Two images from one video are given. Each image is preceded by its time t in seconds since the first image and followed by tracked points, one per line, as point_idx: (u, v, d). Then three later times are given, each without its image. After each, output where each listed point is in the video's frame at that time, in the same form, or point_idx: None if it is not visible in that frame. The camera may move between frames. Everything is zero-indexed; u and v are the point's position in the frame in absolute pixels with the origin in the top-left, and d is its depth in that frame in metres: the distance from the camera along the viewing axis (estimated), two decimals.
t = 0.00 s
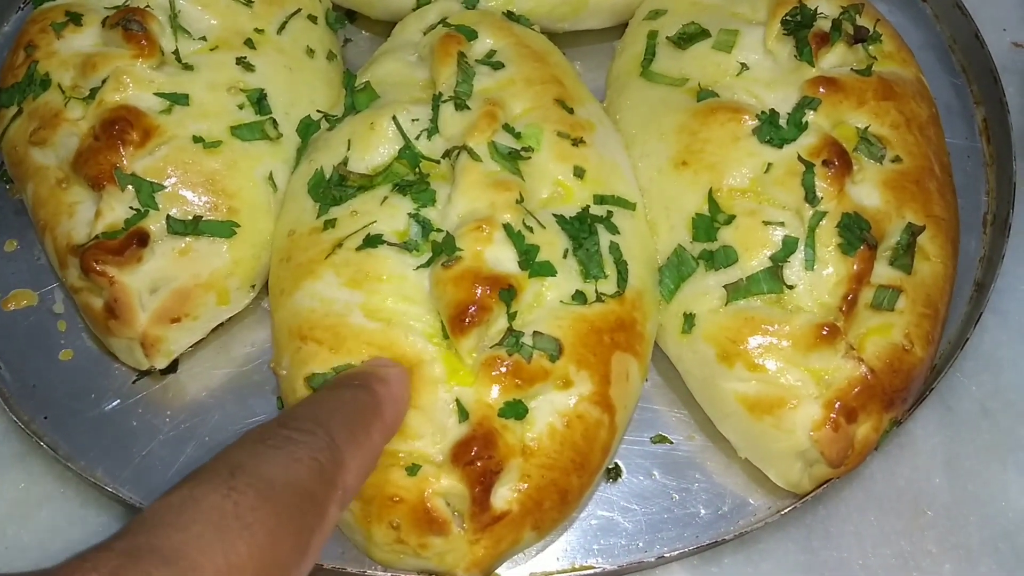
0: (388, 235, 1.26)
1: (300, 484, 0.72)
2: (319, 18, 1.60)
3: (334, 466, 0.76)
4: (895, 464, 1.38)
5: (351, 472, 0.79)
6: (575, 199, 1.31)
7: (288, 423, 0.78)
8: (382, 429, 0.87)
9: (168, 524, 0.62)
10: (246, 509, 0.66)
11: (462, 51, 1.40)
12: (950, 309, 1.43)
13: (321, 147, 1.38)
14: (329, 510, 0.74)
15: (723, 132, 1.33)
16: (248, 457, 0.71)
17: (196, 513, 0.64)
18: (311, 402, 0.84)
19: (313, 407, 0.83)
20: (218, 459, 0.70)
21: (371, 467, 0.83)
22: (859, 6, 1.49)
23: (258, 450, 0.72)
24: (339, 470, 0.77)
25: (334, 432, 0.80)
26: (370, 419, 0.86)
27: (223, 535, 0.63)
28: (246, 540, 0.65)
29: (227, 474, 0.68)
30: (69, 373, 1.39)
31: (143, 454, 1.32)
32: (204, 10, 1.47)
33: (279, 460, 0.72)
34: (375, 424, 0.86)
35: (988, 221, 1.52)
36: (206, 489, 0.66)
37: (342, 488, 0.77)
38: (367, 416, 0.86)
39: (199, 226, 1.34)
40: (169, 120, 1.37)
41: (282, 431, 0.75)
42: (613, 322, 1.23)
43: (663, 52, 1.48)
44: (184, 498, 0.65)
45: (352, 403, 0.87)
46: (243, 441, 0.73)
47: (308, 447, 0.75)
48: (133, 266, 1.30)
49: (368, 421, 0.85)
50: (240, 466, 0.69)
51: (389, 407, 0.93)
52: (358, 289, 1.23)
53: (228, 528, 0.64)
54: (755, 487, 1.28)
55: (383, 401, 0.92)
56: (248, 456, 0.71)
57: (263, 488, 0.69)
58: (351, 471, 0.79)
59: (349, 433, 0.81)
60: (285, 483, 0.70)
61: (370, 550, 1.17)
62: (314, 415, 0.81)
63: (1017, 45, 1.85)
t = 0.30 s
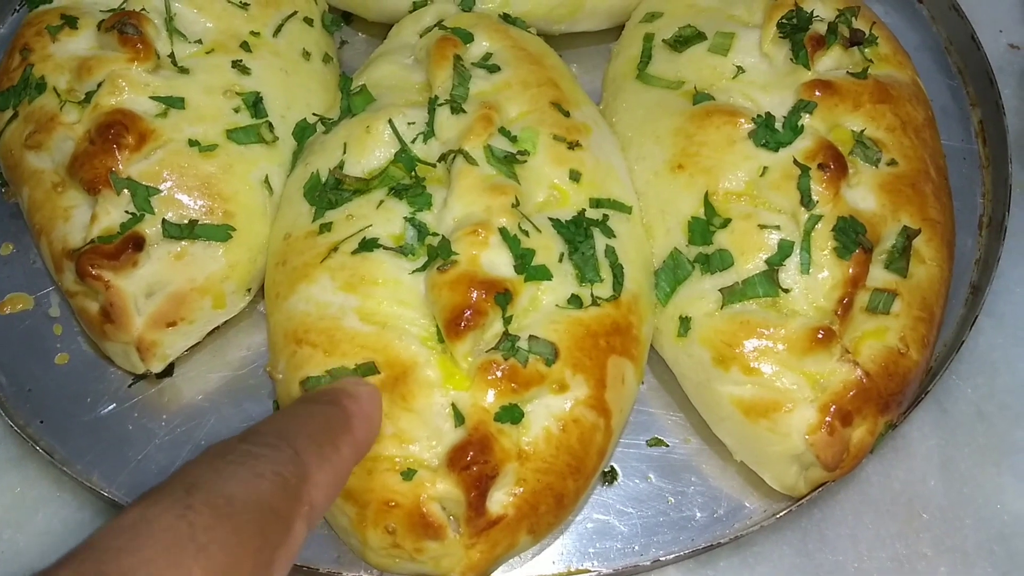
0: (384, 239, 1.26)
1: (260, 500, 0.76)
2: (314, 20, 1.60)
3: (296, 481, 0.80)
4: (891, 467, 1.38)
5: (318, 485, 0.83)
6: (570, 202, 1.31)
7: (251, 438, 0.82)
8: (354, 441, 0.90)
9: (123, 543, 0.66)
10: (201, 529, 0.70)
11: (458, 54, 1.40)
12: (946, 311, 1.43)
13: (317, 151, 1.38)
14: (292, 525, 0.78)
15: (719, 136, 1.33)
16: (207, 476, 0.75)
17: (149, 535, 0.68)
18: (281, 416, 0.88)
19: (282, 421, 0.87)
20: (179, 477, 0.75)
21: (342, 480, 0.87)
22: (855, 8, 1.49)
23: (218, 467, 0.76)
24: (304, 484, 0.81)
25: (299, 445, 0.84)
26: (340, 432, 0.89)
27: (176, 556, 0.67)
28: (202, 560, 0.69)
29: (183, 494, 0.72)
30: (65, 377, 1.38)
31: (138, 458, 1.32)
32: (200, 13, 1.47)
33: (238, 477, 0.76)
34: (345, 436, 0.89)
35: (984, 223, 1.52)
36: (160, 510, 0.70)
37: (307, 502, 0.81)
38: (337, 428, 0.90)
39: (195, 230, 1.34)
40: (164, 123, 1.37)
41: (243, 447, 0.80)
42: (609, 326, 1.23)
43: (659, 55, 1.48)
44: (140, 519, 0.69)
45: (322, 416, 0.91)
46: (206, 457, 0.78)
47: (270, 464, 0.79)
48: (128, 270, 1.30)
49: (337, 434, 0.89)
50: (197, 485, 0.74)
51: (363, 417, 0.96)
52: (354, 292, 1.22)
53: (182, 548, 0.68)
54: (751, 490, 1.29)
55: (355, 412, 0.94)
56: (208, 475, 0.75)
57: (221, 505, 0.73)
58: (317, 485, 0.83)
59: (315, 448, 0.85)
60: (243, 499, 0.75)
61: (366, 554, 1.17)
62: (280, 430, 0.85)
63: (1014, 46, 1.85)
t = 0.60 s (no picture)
0: (381, 239, 1.25)
1: None
2: (311, 20, 1.59)
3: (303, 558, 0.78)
4: (889, 468, 1.38)
5: (322, 563, 0.81)
6: (567, 203, 1.31)
7: (255, 513, 0.80)
8: (355, 516, 0.90)
9: None
10: None
11: (455, 54, 1.40)
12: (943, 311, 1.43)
13: (313, 151, 1.37)
14: None
15: (717, 135, 1.33)
16: (213, 552, 0.72)
17: None
18: (285, 488, 0.87)
19: (286, 495, 0.85)
20: (182, 552, 0.71)
21: (343, 558, 0.85)
22: (852, 8, 1.49)
23: (224, 543, 0.73)
24: (310, 562, 0.79)
25: (305, 522, 0.82)
26: (343, 506, 0.89)
27: None
28: None
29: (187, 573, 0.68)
30: (60, 378, 1.38)
31: (135, 460, 1.32)
32: (196, 13, 1.46)
33: (244, 554, 0.73)
34: (348, 511, 0.89)
35: (981, 223, 1.52)
36: None
37: None
38: (340, 503, 0.89)
39: (191, 230, 1.34)
40: (160, 123, 1.36)
41: (249, 522, 0.78)
42: (607, 326, 1.23)
43: (656, 55, 1.48)
44: None
45: (325, 488, 0.90)
46: (209, 534, 0.75)
47: (276, 541, 0.77)
48: (124, 271, 1.29)
49: (341, 509, 0.88)
50: (200, 563, 0.70)
51: (365, 492, 0.96)
52: (351, 293, 1.22)
53: None
54: (749, 490, 1.29)
55: (358, 485, 0.95)
56: (213, 551, 0.72)
57: None
58: (322, 563, 0.81)
59: (320, 523, 0.84)
60: None
61: (364, 556, 1.17)
62: (285, 505, 0.83)
63: (1011, 45, 1.85)
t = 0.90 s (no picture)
0: (380, 240, 1.25)
1: None
2: (309, 20, 1.59)
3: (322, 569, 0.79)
4: (888, 468, 1.38)
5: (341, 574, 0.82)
6: (567, 203, 1.31)
7: (275, 525, 0.81)
8: (370, 526, 0.90)
9: None
10: None
11: (454, 54, 1.39)
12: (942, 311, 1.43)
13: (312, 151, 1.37)
14: None
15: (716, 136, 1.33)
16: (237, 562, 0.73)
17: None
18: (300, 500, 0.88)
19: (305, 505, 0.86)
20: (208, 561, 0.73)
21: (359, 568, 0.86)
22: (851, 8, 1.49)
23: (248, 553, 0.75)
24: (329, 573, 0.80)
25: (324, 534, 0.83)
26: (358, 516, 0.90)
27: None
28: None
29: None
30: (58, 379, 1.37)
31: (133, 462, 1.31)
32: (194, 12, 1.46)
33: (267, 565, 0.74)
34: (363, 522, 0.89)
35: (979, 223, 1.52)
36: None
37: None
38: (355, 513, 0.90)
39: (189, 231, 1.33)
40: (158, 123, 1.36)
41: (271, 534, 0.79)
42: (607, 327, 1.23)
43: (654, 55, 1.47)
44: None
45: (340, 499, 0.91)
46: (233, 543, 0.76)
47: (297, 552, 0.78)
48: (122, 272, 1.29)
49: (356, 519, 0.89)
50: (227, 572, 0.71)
51: (379, 500, 0.97)
52: (350, 293, 1.22)
53: None
54: (748, 491, 1.29)
55: (371, 494, 0.96)
56: (238, 561, 0.73)
57: None
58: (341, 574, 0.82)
59: (338, 535, 0.84)
60: None
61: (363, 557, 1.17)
62: (304, 516, 0.84)
63: (1008, 46, 1.85)
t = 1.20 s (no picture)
0: (384, 239, 1.24)
1: (312, 566, 0.73)
2: (310, 19, 1.58)
3: (344, 550, 0.78)
4: (892, 468, 1.38)
5: (361, 556, 0.81)
6: (571, 202, 1.30)
7: (296, 508, 0.80)
8: (389, 513, 0.90)
9: None
10: None
11: (457, 53, 1.39)
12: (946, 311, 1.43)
13: (315, 151, 1.37)
14: None
15: (720, 135, 1.33)
16: (261, 540, 0.73)
17: None
18: (320, 487, 0.87)
19: (324, 492, 0.86)
20: (232, 540, 0.72)
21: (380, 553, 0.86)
22: (854, 7, 1.49)
23: (270, 531, 0.74)
24: (350, 554, 0.79)
25: (344, 517, 0.82)
26: (378, 502, 0.89)
27: None
28: None
29: (240, 555, 0.70)
30: (60, 380, 1.37)
31: (135, 462, 1.31)
32: (196, 12, 1.45)
33: (290, 542, 0.74)
34: (382, 507, 0.89)
35: (982, 222, 1.52)
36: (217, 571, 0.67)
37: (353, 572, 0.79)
38: (374, 501, 0.89)
39: (192, 230, 1.33)
40: (160, 123, 1.35)
41: (292, 515, 0.78)
42: (612, 327, 1.22)
43: (657, 54, 1.47)
44: None
45: (359, 486, 0.90)
46: (256, 524, 0.76)
47: (319, 531, 0.77)
48: (124, 272, 1.29)
49: (376, 505, 0.88)
50: (251, 547, 0.71)
51: (396, 491, 0.96)
52: (354, 293, 1.21)
53: None
54: (753, 491, 1.28)
55: (389, 483, 0.95)
56: (262, 538, 0.73)
57: (273, 568, 0.70)
58: (362, 556, 0.81)
59: (358, 518, 0.84)
60: (296, 563, 0.72)
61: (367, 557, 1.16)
62: (324, 501, 0.83)
63: (1010, 45, 1.85)
